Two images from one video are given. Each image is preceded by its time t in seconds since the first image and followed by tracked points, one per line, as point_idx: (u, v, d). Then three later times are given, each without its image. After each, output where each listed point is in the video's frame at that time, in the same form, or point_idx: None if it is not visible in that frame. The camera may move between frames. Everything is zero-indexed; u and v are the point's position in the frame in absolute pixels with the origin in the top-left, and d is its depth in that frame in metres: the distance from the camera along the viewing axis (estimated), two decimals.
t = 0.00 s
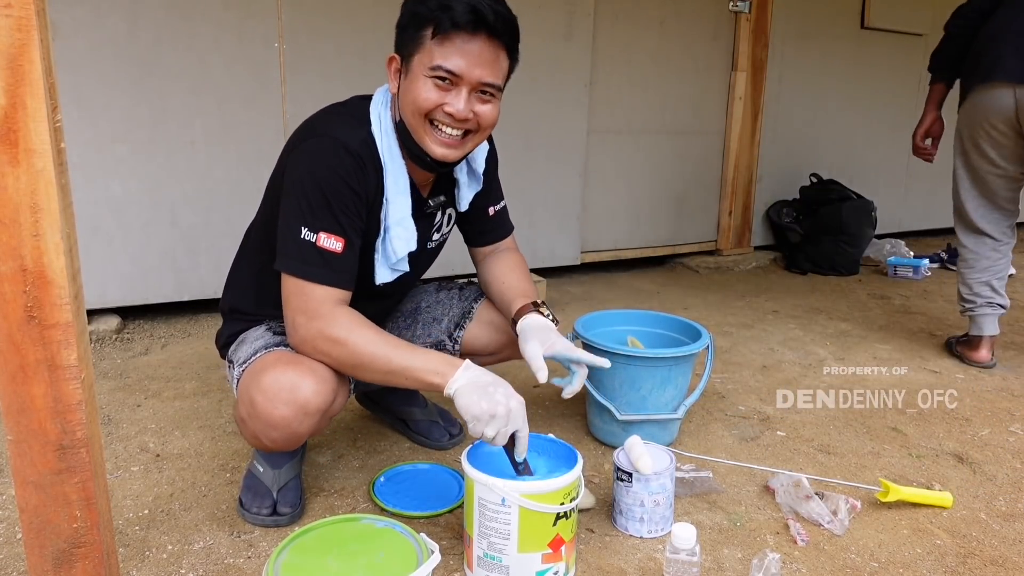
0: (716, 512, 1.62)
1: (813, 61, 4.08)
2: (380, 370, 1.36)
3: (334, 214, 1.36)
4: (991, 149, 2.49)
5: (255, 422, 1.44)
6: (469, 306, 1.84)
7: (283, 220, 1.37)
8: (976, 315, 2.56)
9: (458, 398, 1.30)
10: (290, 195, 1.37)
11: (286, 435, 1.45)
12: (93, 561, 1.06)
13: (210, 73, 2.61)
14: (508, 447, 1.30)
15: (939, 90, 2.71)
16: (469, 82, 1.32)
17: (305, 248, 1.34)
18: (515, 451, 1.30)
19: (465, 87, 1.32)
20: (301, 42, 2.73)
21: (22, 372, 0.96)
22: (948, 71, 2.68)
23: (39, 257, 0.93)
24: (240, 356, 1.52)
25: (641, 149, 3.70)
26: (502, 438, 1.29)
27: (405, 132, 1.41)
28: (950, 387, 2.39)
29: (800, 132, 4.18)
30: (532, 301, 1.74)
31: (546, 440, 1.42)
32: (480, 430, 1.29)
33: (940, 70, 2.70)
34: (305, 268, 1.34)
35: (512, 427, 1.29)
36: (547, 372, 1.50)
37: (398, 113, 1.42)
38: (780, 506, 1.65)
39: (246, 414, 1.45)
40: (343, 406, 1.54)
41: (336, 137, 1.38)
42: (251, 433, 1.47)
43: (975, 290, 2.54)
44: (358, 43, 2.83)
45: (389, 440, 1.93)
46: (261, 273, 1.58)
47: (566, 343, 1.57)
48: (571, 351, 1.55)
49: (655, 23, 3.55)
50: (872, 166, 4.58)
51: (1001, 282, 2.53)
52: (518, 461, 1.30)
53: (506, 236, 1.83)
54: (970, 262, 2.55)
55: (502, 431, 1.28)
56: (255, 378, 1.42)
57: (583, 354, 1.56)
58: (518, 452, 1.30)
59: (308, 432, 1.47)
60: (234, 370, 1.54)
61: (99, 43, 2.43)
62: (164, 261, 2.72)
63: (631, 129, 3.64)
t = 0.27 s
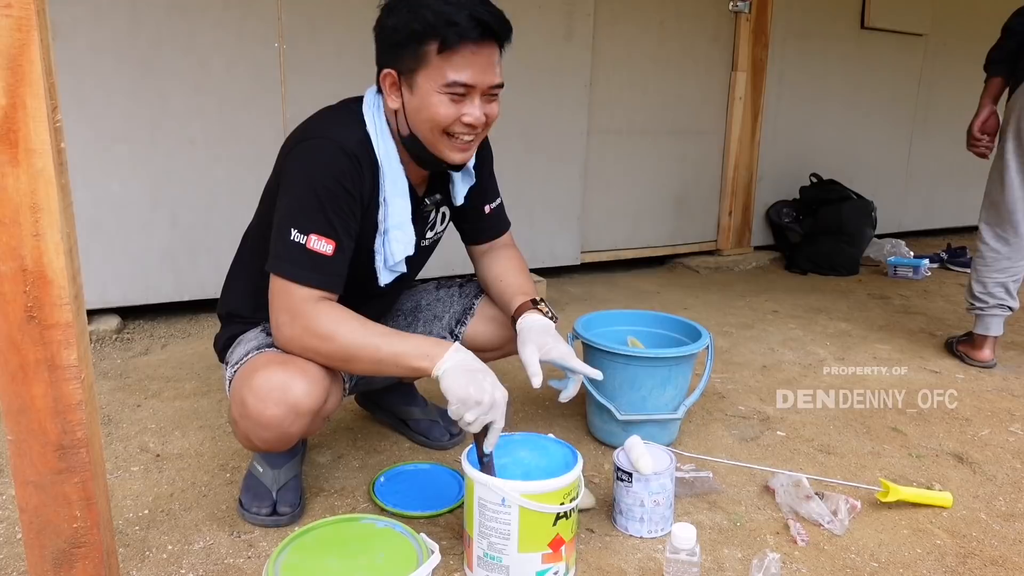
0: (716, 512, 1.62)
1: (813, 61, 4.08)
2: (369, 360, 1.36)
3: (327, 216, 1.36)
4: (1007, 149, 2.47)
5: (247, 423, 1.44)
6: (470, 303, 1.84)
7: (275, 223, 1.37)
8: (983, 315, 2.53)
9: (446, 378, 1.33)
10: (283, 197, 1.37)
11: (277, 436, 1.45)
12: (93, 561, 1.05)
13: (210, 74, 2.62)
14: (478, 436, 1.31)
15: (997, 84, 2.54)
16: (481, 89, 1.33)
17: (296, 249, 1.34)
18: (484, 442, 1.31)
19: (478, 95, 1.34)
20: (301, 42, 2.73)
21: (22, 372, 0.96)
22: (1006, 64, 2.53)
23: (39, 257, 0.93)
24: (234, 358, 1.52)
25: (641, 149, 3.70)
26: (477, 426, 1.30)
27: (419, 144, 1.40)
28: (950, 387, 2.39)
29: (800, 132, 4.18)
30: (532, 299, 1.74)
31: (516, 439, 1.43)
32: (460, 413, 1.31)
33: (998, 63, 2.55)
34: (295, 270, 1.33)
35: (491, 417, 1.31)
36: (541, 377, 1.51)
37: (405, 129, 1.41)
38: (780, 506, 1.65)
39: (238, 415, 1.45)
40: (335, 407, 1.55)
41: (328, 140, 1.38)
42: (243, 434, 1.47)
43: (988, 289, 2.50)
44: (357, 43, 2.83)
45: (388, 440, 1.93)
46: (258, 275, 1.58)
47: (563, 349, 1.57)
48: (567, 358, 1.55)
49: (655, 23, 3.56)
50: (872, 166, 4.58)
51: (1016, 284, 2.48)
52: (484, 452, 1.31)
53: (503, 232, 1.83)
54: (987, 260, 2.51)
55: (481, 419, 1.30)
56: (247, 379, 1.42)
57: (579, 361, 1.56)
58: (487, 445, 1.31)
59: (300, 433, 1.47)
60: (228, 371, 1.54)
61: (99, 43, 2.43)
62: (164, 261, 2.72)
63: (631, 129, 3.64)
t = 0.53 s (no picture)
0: (716, 513, 1.62)
1: (813, 60, 4.08)
2: (375, 365, 1.36)
3: (322, 213, 1.36)
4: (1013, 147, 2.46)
5: (249, 419, 1.44)
6: (470, 305, 1.84)
7: (272, 221, 1.37)
8: (987, 312, 2.51)
9: (454, 389, 1.33)
10: (279, 196, 1.37)
11: (277, 433, 1.45)
12: (93, 561, 1.05)
13: (210, 73, 2.62)
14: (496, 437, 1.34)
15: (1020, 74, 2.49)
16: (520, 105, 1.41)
17: (295, 246, 1.34)
18: (502, 441, 1.34)
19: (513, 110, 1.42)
20: (301, 42, 2.73)
21: (22, 372, 0.96)
22: None
23: (39, 257, 0.93)
24: (238, 354, 1.53)
25: (641, 149, 3.70)
26: (494, 430, 1.33)
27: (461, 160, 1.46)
28: (950, 387, 2.39)
29: (800, 132, 4.18)
30: (534, 309, 1.74)
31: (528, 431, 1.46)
32: (476, 422, 1.32)
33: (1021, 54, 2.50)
34: (295, 266, 1.33)
35: (505, 419, 1.33)
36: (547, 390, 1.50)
37: (448, 156, 1.44)
38: (780, 506, 1.65)
39: (240, 410, 1.45)
40: (337, 405, 1.55)
41: (323, 137, 1.38)
42: (245, 430, 1.47)
43: (996, 284, 2.47)
44: (357, 43, 2.83)
45: (388, 440, 1.93)
46: (258, 274, 1.58)
47: (568, 361, 1.57)
48: (571, 371, 1.55)
49: (654, 23, 3.56)
50: (872, 166, 4.58)
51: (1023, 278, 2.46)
52: (502, 450, 1.33)
53: (500, 234, 1.83)
54: (998, 255, 2.48)
55: (495, 423, 1.32)
56: (250, 374, 1.42)
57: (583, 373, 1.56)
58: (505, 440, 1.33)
59: (301, 430, 1.47)
60: (230, 367, 1.54)
61: (99, 43, 2.43)
62: (164, 261, 2.72)
63: (630, 129, 3.64)
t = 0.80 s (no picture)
0: (716, 513, 1.62)
1: (813, 60, 4.08)
2: (371, 363, 1.36)
3: (329, 215, 1.36)
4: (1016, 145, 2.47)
5: (249, 422, 1.44)
6: (471, 304, 1.84)
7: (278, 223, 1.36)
8: (989, 308, 2.51)
9: (449, 383, 1.32)
10: (286, 198, 1.37)
11: (278, 435, 1.45)
12: (93, 561, 1.05)
13: (210, 73, 2.62)
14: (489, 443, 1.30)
15: None
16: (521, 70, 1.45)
17: (299, 249, 1.33)
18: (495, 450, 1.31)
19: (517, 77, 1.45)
20: (301, 42, 2.73)
21: (22, 373, 0.96)
22: None
23: (39, 257, 0.93)
24: (237, 356, 1.52)
25: (641, 149, 3.70)
26: (487, 431, 1.29)
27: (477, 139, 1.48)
28: (950, 387, 2.39)
29: (800, 132, 4.18)
30: (538, 305, 1.74)
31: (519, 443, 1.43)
32: (467, 418, 1.29)
33: None
34: (300, 269, 1.33)
35: (498, 420, 1.30)
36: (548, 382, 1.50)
37: (463, 131, 1.46)
38: (780, 506, 1.65)
39: (240, 413, 1.45)
40: (336, 407, 1.55)
41: (332, 140, 1.38)
42: (245, 433, 1.47)
43: (1000, 281, 2.47)
44: (357, 43, 2.83)
45: (389, 440, 1.94)
46: (260, 274, 1.58)
47: (569, 355, 1.58)
48: (572, 365, 1.55)
49: (655, 23, 3.56)
50: (872, 166, 4.58)
51: None
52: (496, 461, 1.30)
53: (503, 231, 1.83)
54: (1003, 252, 2.47)
55: (489, 422, 1.29)
56: (249, 378, 1.42)
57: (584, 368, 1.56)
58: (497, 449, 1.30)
59: (301, 433, 1.48)
60: (230, 370, 1.54)
61: (99, 43, 2.43)
62: (164, 261, 2.72)
63: (631, 129, 3.64)
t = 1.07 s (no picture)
0: (716, 513, 1.62)
1: (813, 60, 4.08)
2: (375, 355, 1.37)
3: (335, 212, 1.35)
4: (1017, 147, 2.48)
5: (255, 418, 1.44)
6: (472, 305, 1.84)
7: (284, 219, 1.37)
8: (989, 308, 2.51)
9: (452, 374, 1.33)
10: (292, 195, 1.37)
11: (284, 431, 1.45)
12: (93, 561, 1.05)
13: (210, 73, 2.62)
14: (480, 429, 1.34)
15: None
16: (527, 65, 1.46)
17: (302, 245, 1.34)
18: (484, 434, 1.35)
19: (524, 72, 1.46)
20: (302, 42, 2.73)
21: (22, 373, 0.96)
22: None
23: (39, 257, 0.93)
24: (241, 354, 1.52)
25: (641, 149, 3.70)
26: (482, 421, 1.32)
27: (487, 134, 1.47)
28: (950, 387, 2.39)
29: (800, 132, 4.18)
30: (535, 306, 1.74)
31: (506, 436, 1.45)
32: (466, 409, 1.32)
33: None
34: (302, 265, 1.33)
35: (494, 412, 1.34)
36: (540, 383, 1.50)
37: (473, 126, 1.45)
38: (780, 506, 1.65)
39: (246, 409, 1.45)
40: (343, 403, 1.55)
41: (339, 138, 1.37)
42: (251, 429, 1.47)
43: (1001, 281, 2.47)
44: (357, 43, 2.83)
45: (389, 439, 1.94)
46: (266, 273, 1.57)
47: (564, 358, 1.57)
48: (567, 369, 1.55)
49: (655, 24, 3.56)
50: (872, 166, 4.58)
51: None
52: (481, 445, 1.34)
53: (505, 233, 1.83)
54: (1003, 252, 2.47)
55: (486, 414, 1.32)
56: (255, 373, 1.42)
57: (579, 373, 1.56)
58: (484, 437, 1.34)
59: (306, 429, 1.48)
60: (235, 367, 1.53)
61: (99, 43, 2.43)
62: (164, 260, 2.72)
63: (631, 129, 3.64)
